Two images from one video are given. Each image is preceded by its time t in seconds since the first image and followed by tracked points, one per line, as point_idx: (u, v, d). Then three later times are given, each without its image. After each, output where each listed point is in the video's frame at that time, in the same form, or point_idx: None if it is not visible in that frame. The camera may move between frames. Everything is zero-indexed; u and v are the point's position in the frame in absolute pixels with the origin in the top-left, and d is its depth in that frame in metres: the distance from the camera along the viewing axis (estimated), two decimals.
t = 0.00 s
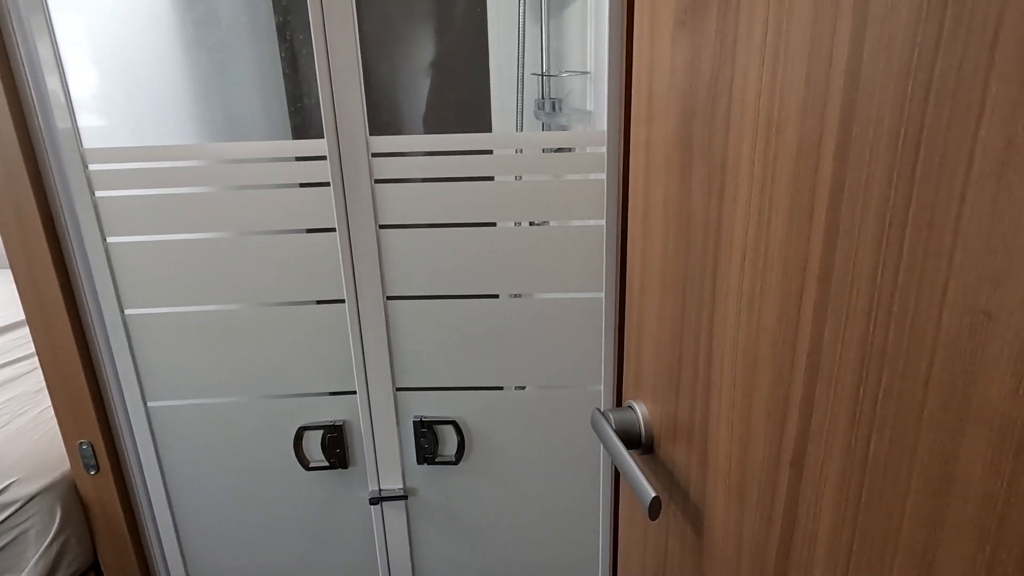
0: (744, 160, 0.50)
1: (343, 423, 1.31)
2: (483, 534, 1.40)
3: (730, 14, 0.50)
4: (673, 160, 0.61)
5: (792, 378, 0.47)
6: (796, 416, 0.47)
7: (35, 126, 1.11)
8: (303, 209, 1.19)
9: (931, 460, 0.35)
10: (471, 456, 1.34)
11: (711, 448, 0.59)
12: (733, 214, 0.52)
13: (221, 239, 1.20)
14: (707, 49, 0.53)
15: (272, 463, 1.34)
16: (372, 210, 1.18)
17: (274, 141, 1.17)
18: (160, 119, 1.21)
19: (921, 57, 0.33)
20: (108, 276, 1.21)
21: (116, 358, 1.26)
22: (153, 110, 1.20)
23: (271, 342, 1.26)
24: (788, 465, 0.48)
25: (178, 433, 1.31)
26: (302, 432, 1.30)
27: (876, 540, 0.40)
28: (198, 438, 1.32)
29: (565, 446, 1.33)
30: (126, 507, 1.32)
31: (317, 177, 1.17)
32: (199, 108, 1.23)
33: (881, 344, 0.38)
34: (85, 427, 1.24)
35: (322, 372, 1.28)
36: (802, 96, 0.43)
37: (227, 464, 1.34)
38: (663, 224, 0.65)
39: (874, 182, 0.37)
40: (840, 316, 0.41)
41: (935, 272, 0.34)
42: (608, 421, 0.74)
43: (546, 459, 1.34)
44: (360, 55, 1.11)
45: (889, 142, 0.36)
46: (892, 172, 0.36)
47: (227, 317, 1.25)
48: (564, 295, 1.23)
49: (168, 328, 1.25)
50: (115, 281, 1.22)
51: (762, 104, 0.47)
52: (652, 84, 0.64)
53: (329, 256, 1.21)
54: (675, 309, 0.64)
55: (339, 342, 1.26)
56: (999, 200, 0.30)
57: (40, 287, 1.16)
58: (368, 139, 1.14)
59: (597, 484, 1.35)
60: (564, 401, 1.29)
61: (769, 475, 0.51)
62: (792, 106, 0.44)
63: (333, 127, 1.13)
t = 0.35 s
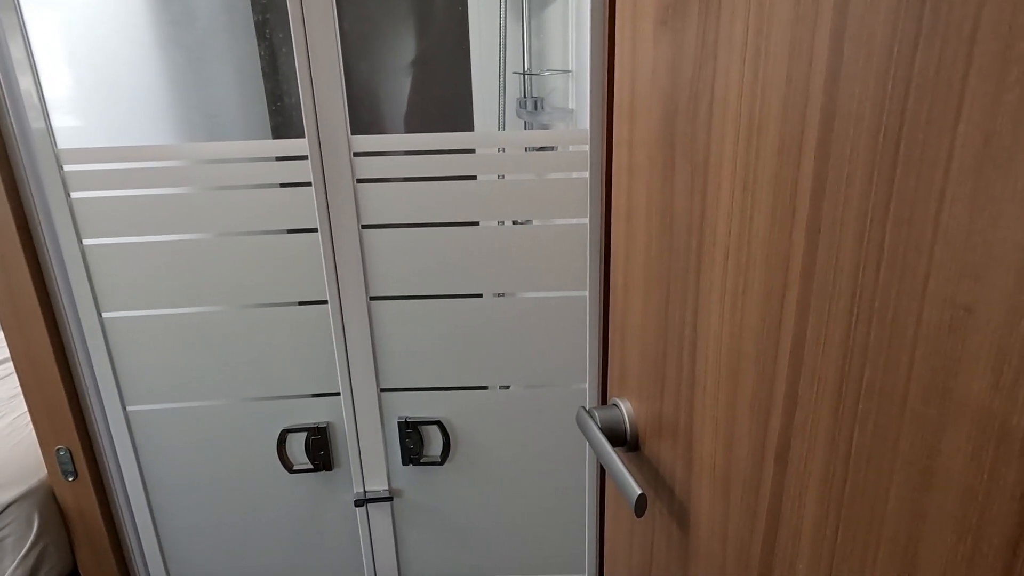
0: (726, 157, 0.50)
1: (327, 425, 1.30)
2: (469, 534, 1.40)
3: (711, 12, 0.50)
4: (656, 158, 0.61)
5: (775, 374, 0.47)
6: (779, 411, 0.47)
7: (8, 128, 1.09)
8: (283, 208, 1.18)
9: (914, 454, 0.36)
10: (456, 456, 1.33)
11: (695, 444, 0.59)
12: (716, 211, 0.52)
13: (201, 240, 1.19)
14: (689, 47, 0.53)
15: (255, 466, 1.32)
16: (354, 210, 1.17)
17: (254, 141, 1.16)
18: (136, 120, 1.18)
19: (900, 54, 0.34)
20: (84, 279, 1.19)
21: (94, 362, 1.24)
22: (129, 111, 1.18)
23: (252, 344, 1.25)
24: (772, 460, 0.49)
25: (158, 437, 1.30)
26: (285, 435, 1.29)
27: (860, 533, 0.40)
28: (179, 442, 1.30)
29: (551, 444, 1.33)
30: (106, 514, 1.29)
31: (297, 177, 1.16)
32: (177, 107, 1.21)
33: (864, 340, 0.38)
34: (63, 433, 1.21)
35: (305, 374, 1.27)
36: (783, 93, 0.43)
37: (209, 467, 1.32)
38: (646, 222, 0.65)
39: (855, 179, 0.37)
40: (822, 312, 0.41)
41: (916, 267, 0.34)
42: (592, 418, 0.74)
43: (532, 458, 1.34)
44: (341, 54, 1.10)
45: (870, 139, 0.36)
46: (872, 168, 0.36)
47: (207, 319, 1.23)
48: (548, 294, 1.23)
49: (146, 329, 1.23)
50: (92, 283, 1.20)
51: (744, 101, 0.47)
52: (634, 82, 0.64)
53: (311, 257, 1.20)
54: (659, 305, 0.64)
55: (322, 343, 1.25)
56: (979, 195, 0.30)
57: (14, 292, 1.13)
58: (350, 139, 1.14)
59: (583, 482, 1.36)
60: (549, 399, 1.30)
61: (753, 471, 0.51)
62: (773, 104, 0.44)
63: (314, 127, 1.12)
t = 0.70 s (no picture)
0: (704, 156, 0.50)
1: (311, 425, 1.29)
2: (455, 533, 1.40)
3: (688, 11, 0.50)
4: (636, 158, 0.62)
5: (754, 370, 0.47)
6: (758, 406, 0.47)
7: None
8: (265, 208, 1.17)
9: (887, 446, 0.36)
10: (441, 455, 1.33)
11: (677, 440, 0.60)
12: (695, 208, 0.53)
13: (181, 240, 1.18)
14: (667, 49, 0.54)
15: (238, 468, 1.31)
16: (336, 209, 1.16)
17: (235, 140, 1.15)
18: (115, 120, 1.16)
19: (871, 53, 0.34)
20: (63, 280, 1.18)
21: (73, 364, 1.22)
22: (106, 111, 1.16)
23: (234, 345, 1.24)
24: (752, 455, 0.49)
25: (139, 439, 1.29)
26: (269, 435, 1.29)
27: (836, 526, 0.41)
28: (161, 444, 1.29)
29: (536, 443, 1.33)
30: (88, 517, 1.28)
31: (279, 177, 1.15)
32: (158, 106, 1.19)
33: (838, 335, 0.39)
34: (43, 437, 1.19)
35: (288, 374, 1.27)
36: (759, 91, 0.43)
37: (192, 469, 1.31)
38: (628, 219, 0.65)
39: (829, 176, 0.38)
40: (798, 308, 0.42)
41: (888, 263, 0.34)
42: (576, 415, 0.74)
43: (517, 456, 1.34)
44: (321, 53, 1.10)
45: (843, 136, 0.37)
46: (845, 165, 0.37)
47: (188, 320, 1.22)
48: (533, 293, 1.23)
49: (126, 331, 1.22)
50: (70, 285, 1.19)
51: (721, 99, 0.47)
52: (615, 81, 0.65)
53: (293, 257, 1.19)
54: (641, 303, 0.64)
55: (305, 343, 1.25)
56: (947, 191, 0.31)
57: None
58: (331, 138, 1.13)
59: (568, 480, 1.36)
60: (534, 397, 1.30)
61: (733, 466, 0.52)
62: (749, 103, 0.44)
63: (296, 127, 1.12)
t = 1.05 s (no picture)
0: (684, 153, 0.50)
1: (293, 426, 1.28)
2: (440, 534, 1.39)
3: (667, 7, 0.50)
4: (617, 155, 0.61)
5: (733, 370, 0.47)
6: (738, 407, 0.47)
7: None
8: (244, 207, 1.16)
9: (865, 447, 0.36)
10: (425, 456, 1.32)
11: (659, 440, 0.59)
12: (676, 207, 0.52)
13: (159, 240, 1.17)
14: (647, 44, 0.53)
15: (219, 470, 1.30)
16: (316, 209, 1.15)
17: (213, 138, 1.14)
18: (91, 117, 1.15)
19: (846, 50, 0.34)
20: (36, 283, 1.16)
21: (47, 366, 1.20)
22: (80, 108, 1.14)
23: (214, 346, 1.23)
24: (732, 456, 0.49)
25: (117, 442, 1.27)
26: (250, 437, 1.27)
27: (815, 528, 0.41)
28: (140, 447, 1.27)
29: (521, 442, 1.33)
30: (65, 521, 1.27)
31: (258, 176, 1.14)
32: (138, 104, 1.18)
33: (816, 335, 0.38)
34: (16, 441, 1.18)
35: (269, 375, 1.25)
36: (736, 88, 0.43)
37: (172, 472, 1.30)
38: (609, 217, 0.65)
39: (807, 174, 0.37)
40: (777, 308, 0.41)
41: (864, 263, 0.34)
42: (559, 415, 0.74)
43: (502, 456, 1.33)
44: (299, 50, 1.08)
45: (819, 134, 0.36)
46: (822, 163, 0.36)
47: (167, 320, 1.21)
48: (517, 291, 1.23)
49: (102, 332, 1.20)
50: (45, 286, 1.17)
51: (699, 96, 0.47)
52: (595, 77, 0.64)
53: (273, 256, 1.18)
54: (623, 302, 0.64)
55: (286, 343, 1.24)
56: (922, 190, 0.30)
57: None
58: (310, 136, 1.12)
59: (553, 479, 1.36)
60: (519, 396, 1.29)
61: (714, 466, 0.51)
62: (727, 100, 0.44)
63: (274, 126, 1.10)
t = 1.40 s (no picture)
0: (686, 145, 0.50)
1: (292, 421, 1.28)
2: (439, 527, 1.39)
3: None
4: (618, 148, 0.61)
5: (737, 363, 0.47)
6: (741, 399, 0.47)
7: None
8: (241, 201, 1.15)
9: (871, 438, 0.36)
10: (424, 450, 1.32)
11: (660, 433, 0.59)
12: (678, 199, 0.52)
13: (156, 234, 1.16)
14: (648, 35, 0.53)
15: (217, 465, 1.30)
16: (314, 203, 1.15)
17: (210, 131, 1.13)
18: (85, 111, 1.13)
19: (854, 41, 0.33)
20: (31, 278, 1.15)
21: (44, 362, 1.20)
22: (75, 101, 1.12)
23: (212, 341, 1.22)
24: (735, 448, 0.49)
25: (115, 438, 1.26)
26: (248, 432, 1.27)
27: (819, 519, 0.41)
28: (138, 443, 1.27)
29: (520, 435, 1.33)
30: (64, 517, 1.26)
31: (255, 169, 1.13)
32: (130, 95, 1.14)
33: (821, 327, 0.38)
34: (13, 438, 1.17)
35: (267, 370, 1.25)
36: (740, 80, 0.43)
37: (170, 467, 1.29)
38: (610, 210, 0.65)
39: (812, 166, 0.37)
40: (782, 299, 0.41)
41: (871, 255, 0.34)
42: (560, 409, 0.74)
43: (501, 449, 1.33)
44: (297, 43, 1.07)
45: (826, 125, 0.36)
46: (828, 155, 0.36)
47: (166, 316, 1.20)
48: (516, 285, 1.23)
49: (98, 327, 1.20)
50: (39, 281, 1.16)
51: (702, 87, 0.47)
52: (596, 68, 0.64)
53: (271, 251, 1.18)
54: (624, 295, 0.64)
55: (285, 338, 1.23)
56: (931, 181, 0.30)
57: None
58: (308, 130, 1.11)
59: (552, 472, 1.36)
60: (516, 390, 1.29)
61: (716, 458, 0.51)
62: (731, 91, 0.44)
63: (272, 119, 1.10)
